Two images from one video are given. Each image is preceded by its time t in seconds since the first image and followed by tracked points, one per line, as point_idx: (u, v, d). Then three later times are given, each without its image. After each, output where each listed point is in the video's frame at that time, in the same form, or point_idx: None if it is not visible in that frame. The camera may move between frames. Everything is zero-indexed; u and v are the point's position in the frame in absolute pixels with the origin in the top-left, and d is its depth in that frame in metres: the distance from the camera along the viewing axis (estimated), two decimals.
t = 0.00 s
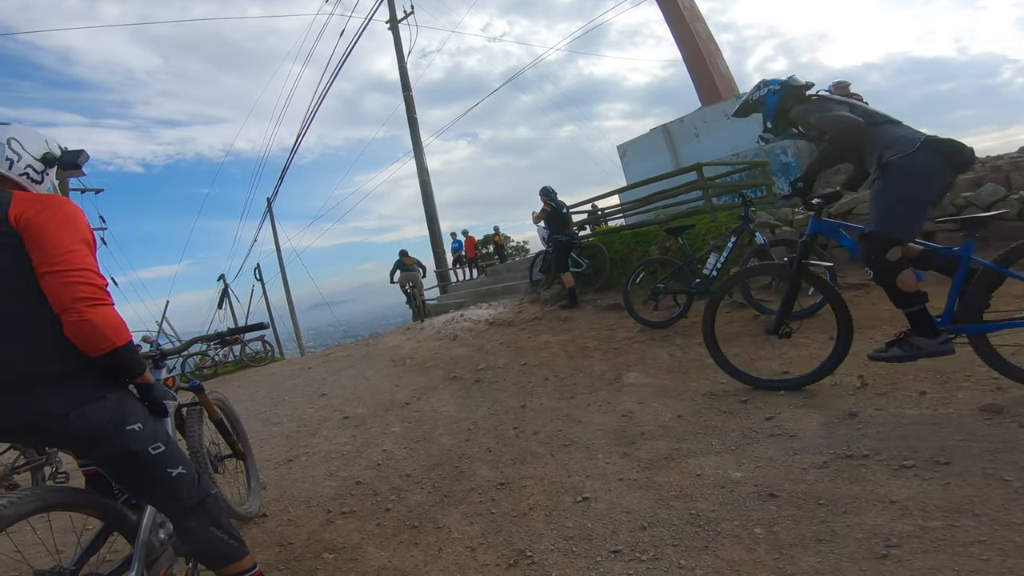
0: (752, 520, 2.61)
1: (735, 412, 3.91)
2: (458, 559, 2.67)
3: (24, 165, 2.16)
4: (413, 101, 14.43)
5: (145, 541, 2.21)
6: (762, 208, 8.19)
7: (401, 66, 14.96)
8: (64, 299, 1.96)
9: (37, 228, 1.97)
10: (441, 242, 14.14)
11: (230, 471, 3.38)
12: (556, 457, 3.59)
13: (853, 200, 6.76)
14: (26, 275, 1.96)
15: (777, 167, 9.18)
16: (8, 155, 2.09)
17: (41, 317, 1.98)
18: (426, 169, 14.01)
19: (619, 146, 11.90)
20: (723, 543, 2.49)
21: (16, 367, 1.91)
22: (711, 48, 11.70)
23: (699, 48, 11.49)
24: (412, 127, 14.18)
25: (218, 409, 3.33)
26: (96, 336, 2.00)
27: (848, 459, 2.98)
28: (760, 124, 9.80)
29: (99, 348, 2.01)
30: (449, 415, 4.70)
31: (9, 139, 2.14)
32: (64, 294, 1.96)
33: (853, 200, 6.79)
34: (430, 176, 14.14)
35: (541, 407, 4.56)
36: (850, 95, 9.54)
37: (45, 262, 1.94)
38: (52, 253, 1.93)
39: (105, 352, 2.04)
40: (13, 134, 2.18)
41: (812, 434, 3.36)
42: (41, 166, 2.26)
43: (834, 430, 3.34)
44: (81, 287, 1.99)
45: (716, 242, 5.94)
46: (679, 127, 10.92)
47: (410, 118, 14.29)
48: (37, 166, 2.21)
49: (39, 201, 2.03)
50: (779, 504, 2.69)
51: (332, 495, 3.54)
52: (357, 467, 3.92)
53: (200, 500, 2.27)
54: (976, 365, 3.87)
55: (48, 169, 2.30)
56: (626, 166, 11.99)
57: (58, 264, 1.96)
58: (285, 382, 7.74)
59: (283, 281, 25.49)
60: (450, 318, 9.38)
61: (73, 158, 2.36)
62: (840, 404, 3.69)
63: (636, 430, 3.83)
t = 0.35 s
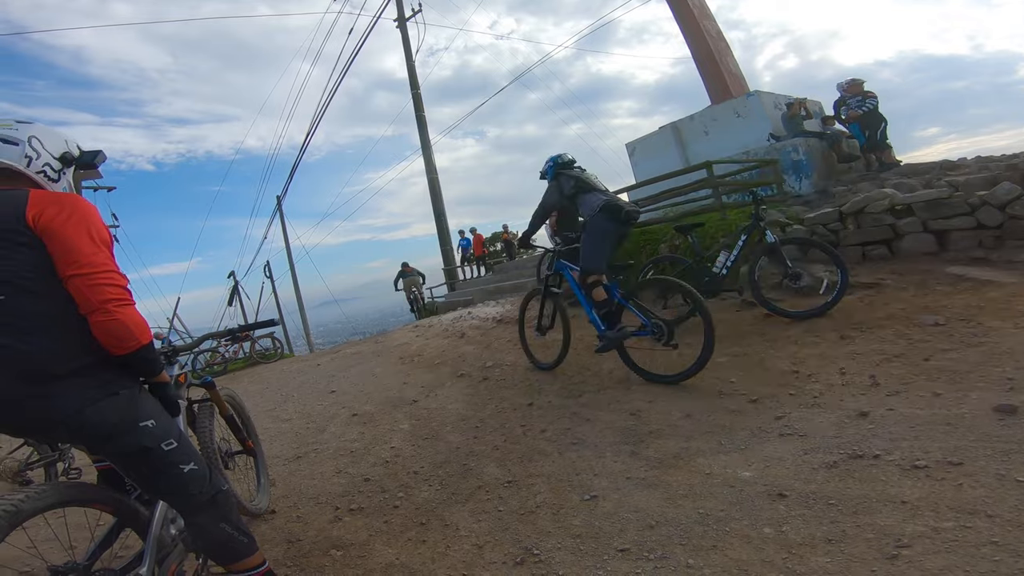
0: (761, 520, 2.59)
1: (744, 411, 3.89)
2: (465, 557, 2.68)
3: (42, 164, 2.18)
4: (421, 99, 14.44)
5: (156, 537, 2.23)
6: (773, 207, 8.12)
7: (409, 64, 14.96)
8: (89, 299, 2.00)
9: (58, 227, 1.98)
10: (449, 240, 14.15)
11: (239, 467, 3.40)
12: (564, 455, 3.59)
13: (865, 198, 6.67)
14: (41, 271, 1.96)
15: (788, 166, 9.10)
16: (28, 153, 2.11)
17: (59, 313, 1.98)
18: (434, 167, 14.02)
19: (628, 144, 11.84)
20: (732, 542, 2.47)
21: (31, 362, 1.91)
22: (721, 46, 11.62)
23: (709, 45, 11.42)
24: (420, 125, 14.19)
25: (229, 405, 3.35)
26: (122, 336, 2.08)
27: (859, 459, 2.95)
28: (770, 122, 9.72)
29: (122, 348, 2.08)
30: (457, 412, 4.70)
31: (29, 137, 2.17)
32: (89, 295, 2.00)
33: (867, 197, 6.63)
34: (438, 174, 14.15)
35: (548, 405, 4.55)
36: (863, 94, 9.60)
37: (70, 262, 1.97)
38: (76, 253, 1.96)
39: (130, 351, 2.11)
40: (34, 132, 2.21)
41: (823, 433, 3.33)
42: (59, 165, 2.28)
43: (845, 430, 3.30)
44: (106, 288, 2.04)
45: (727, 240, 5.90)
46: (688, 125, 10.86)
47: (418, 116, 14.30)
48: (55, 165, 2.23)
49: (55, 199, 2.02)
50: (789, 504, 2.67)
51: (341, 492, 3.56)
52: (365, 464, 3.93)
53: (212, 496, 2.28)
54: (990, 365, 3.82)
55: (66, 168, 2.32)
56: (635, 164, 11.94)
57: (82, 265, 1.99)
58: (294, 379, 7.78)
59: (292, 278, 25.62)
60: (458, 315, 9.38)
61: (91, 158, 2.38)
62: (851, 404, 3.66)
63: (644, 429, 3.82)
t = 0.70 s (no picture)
0: (778, 523, 2.55)
1: (763, 414, 3.83)
2: (478, 555, 2.68)
3: (73, 160, 2.22)
4: (439, 98, 14.50)
5: (177, 530, 2.26)
6: (795, 208, 8.00)
7: (427, 63, 15.03)
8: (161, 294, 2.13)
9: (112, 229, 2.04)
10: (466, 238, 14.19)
11: (258, 462, 3.44)
12: (579, 455, 3.57)
13: (891, 199, 6.52)
14: (72, 265, 1.96)
15: (811, 166, 8.96)
16: (58, 149, 2.15)
17: (89, 307, 1.99)
18: (452, 166, 14.07)
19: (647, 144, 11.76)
20: (748, 545, 2.44)
21: (62, 354, 1.92)
22: (743, 46, 11.48)
23: (730, 45, 11.29)
24: (438, 124, 14.23)
25: (250, 400, 3.39)
26: (195, 322, 2.23)
27: (880, 463, 2.90)
28: (793, 122, 9.59)
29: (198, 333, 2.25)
30: (472, 410, 4.71)
31: (60, 133, 2.21)
32: (160, 290, 2.12)
33: (892, 199, 6.50)
34: (455, 172, 14.19)
35: (564, 405, 4.54)
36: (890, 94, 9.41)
37: (134, 261, 2.06)
38: (142, 251, 2.03)
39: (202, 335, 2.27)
40: (64, 129, 2.25)
41: (843, 437, 3.27)
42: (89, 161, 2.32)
43: (867, 434, 3.24)
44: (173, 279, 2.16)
45: (747, 242, 5.83)
46: (709, 125, 10.74)
47: (436, 116, 14.36)
48: (85, 160, 2.27)
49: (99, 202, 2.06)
50: (807, 507, 2.63)
51: (356, 488, 3.59)
52: (381, 460, 3.96)
53: (232, 490, 2.29)
54: (1019, 371, 3.72)
55: (96, 164, 2.36)
56: (654, 164, 11.85)
57: (148, 261, 2.09)
58: (312, 374, 7.87)
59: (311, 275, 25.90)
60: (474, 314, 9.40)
61: (120, 153, 2.42)
62: (874, 408, 3.59)
63: (661, 430, 3.79)
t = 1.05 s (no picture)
0: (800, 530, 2.49)
1: (788, 421, 3.75)
2: (494, 553, 2.67)
3: (111, 150, 2.30)
4: (464, 97, 14.57)
5: (205, 520, 2.28)
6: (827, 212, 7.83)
7: (453, 63, 15.11)
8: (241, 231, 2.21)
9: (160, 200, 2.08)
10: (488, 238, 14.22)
11: (282, 454, 3.49)
12: (598, 457, 3.54)
13: (928, 206, 6.38)
14: (115, 253, 1.99)
15: (844, 171, 8.75)
16: (98, 139, 2.23)
17: (129, 295, 2.01)
18: (476, 166, 14.13)
19: (674, 146, 11.65)
20: (769, 551, 2.39)
21: (103, 342, 1.95)
22: (774, 47, 11.28)
23: (761, 46, 11.12)
24: (463, 124, 14.30)
25: (278, 392, 3.45)
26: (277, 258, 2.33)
27: (908, 473, 2.81)
28: (825, 125, 9.40)
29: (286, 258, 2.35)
30: (492, 410, 4.71)
31: (96, 125, 2.28)
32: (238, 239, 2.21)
33: (930, 206, 6.36)
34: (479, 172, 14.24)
35: (584, 406, 4.51)
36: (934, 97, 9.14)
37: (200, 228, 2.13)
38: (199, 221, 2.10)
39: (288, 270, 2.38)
40: (99, 121, 2.32)
41: (871, 446, 3.19)
42: (123, 151, 2.41)
43: (896, 444, 3.15)
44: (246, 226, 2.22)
45: (776, 246, 5.74)
46: (738, 127, 10.59)
47: (462, 115, 14.44)
48: (120, 151, 2.36)
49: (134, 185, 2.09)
50: (831, 515, 2.57)
51: (376, 483, 3.61)
52: (401, 456, 3.98)
53: (262, 480, 2.30)
54: None
55: (128, 156, 2.45)
56: (681, 166, 11.73)
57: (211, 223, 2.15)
58: (334, 370, 7.96)
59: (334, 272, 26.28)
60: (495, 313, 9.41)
61: (151, 144, 2.53)
62: (904, 418, 3.48)
63: (683, 434, 3.74)
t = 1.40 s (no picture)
0: (815, 541, 2.43)
1: (806, 431, 3.68)
2: (501, 556, 2.66)
3: (143, 143, 2.35)
4: (485, 98, 14.62)
5: (218, 514, 2.29)
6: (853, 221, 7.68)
7: (475, 64, 15.17)
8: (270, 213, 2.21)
9: (189, 187, 2.10)
10: (506, 239, 14.23)
11: (297, 449, 3.51)
12: (611, 462, 3.51)
13: (959, 215, 6.21)
14: (144, 245, 2.01)
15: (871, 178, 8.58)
16: (131, 132, 2.27)
17: (155, 286, 2.03)
18: (495, 167, 14.15)
19: (697, 150, 11.55)
20: (781, 561, 2.34)
21: (128, 332, 1.97)
22: (802, 53, 11.13)
23: (788, 50, 10.97)
24: (483, 125, 14.35)
25: (296, 387, 3.47)
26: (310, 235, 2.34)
27: (928, 485, 2.73)
28: (853, 131, 9.24)
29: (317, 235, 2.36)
30: (504, 411, 4.69)
31: (129, 118, 2.32)
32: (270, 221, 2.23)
33: (959, 215, 6.19)
34: (498, 174, 14.25)
35: (598, 411, 4.47)
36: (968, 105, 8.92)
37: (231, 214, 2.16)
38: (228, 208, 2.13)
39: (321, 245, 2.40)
40: (132, 115, 2.37)
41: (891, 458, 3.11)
42: (154, 145, 2.45)
43: (917, 456, 3.06)
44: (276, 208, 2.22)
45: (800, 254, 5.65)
46: (763, 132, 10.46)
47: (482, 116, 14.47)
48: (151, 144, 2.40)
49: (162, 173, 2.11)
50: (848, 527, 2.50)
51: (387, 481, 3.62)
52: (412, 455, 3.98)
53: (277, 476, 2.30)
54: None
55: (159, 149, 2.49)
56: (703, 171, 11.62)
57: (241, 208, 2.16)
58: (349, 366, 8.01)
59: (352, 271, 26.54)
60: (511, 315, 9.40)
61: (182, 138, 2.58)
62: (927, 430, 3.39)
63: (698, 442, 3.68)
